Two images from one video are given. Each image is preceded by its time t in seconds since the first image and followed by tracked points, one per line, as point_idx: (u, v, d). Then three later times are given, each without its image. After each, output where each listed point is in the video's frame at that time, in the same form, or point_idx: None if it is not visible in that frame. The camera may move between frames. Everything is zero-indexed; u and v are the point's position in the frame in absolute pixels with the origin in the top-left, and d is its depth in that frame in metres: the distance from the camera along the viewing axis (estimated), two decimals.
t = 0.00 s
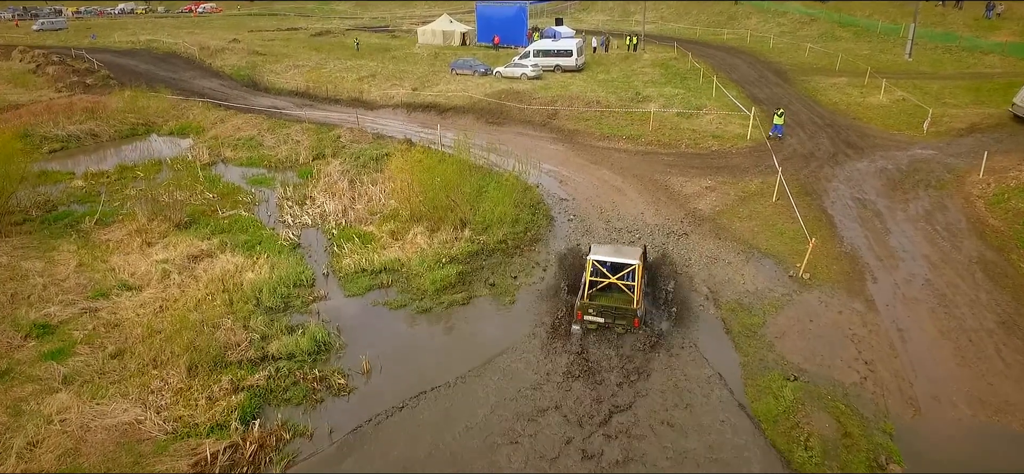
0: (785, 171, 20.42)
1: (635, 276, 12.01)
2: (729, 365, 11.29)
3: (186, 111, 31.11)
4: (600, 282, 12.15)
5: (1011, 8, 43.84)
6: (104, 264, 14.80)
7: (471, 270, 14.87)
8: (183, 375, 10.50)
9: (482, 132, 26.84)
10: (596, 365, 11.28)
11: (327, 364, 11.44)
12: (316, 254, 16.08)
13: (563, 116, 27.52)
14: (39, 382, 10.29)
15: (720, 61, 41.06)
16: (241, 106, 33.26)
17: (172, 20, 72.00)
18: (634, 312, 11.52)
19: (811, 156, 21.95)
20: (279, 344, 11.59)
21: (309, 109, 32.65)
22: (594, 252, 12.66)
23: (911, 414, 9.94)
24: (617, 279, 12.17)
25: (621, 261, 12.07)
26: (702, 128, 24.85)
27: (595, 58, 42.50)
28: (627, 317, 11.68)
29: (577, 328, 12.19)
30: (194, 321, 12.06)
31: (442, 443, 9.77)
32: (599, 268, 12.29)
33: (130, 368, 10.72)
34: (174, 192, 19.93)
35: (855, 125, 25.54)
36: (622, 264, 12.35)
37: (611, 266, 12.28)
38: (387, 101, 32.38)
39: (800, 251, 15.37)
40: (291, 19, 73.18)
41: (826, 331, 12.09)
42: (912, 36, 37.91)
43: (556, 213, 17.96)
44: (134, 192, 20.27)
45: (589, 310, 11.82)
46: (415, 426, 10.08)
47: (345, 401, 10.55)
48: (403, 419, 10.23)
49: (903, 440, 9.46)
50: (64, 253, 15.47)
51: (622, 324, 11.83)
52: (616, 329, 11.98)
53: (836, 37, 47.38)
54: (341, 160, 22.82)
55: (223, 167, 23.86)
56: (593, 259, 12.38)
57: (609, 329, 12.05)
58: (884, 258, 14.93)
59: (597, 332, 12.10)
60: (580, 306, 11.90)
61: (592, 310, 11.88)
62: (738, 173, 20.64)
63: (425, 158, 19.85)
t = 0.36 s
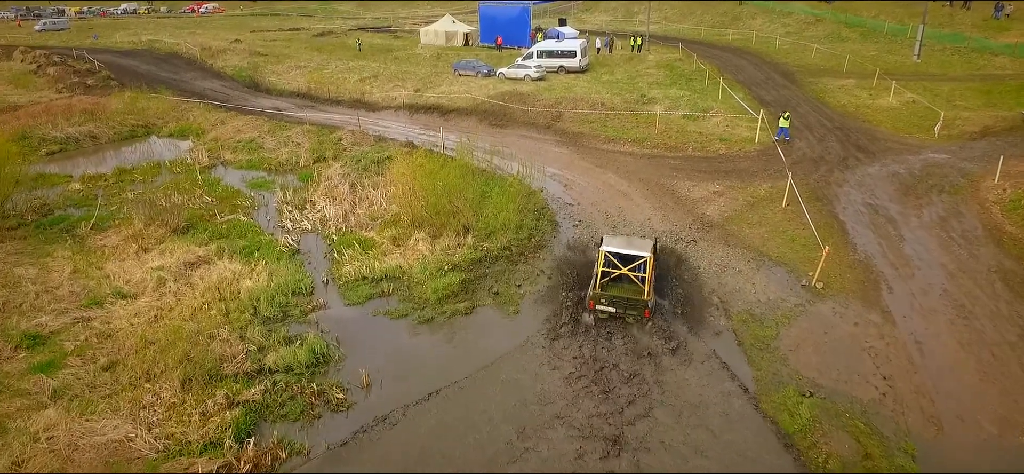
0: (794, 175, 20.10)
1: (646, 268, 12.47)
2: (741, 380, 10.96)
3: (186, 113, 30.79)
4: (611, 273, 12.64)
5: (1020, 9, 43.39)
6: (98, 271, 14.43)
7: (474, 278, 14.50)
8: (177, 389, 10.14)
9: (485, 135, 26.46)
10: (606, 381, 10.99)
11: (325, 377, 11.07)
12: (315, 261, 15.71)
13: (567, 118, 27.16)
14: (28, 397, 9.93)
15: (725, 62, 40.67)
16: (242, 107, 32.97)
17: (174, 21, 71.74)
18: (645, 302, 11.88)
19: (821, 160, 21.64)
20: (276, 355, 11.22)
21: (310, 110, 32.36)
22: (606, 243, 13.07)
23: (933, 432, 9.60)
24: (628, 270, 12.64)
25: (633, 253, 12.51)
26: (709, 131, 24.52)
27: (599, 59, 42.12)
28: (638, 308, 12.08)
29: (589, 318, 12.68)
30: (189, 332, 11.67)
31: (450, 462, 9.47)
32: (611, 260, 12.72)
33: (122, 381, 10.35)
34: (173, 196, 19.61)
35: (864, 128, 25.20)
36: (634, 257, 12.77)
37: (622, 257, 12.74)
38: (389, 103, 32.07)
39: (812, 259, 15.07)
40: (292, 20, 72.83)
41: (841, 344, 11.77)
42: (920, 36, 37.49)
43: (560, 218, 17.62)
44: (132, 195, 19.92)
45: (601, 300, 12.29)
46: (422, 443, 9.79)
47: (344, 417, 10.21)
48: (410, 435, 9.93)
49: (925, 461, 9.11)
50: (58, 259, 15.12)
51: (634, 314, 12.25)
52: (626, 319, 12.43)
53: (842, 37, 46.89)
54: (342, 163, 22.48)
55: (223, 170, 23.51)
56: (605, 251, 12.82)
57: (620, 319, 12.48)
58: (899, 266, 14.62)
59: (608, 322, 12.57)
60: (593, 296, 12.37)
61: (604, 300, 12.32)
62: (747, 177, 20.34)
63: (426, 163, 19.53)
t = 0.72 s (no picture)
0: (811, 181, 19.65)
1: (660, 256, 12.86)
2: (761, 401, 10.55)
3: (193, 114, 30.62)
4: (626, 262, 13.00)
5: None
6: (100, 276, 14.15)
7: (482, 287, 14.10)
8: (176, 402, 9.81)
9: (493, 137, 26.08)
10: (620, 397, 10.75)
11: (328, 390, 10.73)
12: (321, 268, 15.35)
13: (577, 120, 26.76)
14: (23, 410, 9.63)
15: (737, 64, 40.13)
16: (250, 108, 32.81)
17: (184, 21, 71.84)
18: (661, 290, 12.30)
19: (838, 165, 21.22)
20: (279, 367, 10.90)
21: (318, 111, 32.12)
22: (621, 234, 13.40)
23: (966, 457, 9.18)
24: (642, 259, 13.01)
25: (648, 243, 12.87)
26: (722, 134, 24.13)
27: (609, 60, 41.66)
28: (654, 296, 12.47)
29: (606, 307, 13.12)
30: (189, 342, 11.36)
31: None
32: (626, 250, 13.07)
33: (120, 394, 10.03)
34: (178, 199, 19.35)
35: (882, 132, 24.70)
36: (648, 246, 13.13)
37: (637, 247, 13.10)
38: (397, 104, 31.80)
39: (832, 268, 14.64)
40: (301, 20, 72.73)
41: (866, 361, 11.33)
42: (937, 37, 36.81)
43: (570, 223, 17.25)
44: (137, 198, 19.68)
45: (617, 289, 12.66)
46: (432, 460, 9.46)
47: (347, 433, 9.87)
48: (420, 452, 9.60)
49: None
50: (60, 264, 14.86)
51: (650, 302, 12.65)
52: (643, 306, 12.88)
53: (857, 38, 46.14)
54: (349, 165, 22.19)
55: (229, 172, 23.29)
56: (620, 241, 13.13)
57: (636, 307, 12.91)
58: (923, 276, 14.17)
59: (625, 311, 13.03)
60: (610, 286, 12.74)
61: (621, 289, 12.70)
62: (762, 182, 19.99)
63: (434, 166, 19.21)
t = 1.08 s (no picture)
0: (829, 186, 19.14)
1: (675, 246, 13.01)
2: (782, 420, 10.10)
3: (202, 114, 30.48)
4: (642, 252, 13.12)
5: None
6: (102, 282, 13.89)
7: (491, 296, 13.70)
8: (174, 416, 9.48)
9: (503, 139, 25.67)
10: (634, 412, 10.43)
11: (332, 404, 10.40)
12: (327, 274, 14.98)
13: (588, 122, 26.33)
14: (18, 424, 9.34)
15: (751, 65, 39.52)
16: (258, 109, 32.66)
17: (195, 20, 71.97)
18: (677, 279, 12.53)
19: (857, 170, 20.71)
20: (282, 380, 10.57)
21: (326, 112, 31.90)
22: (635, 223, 13.53)
23: None
24: (658, 248, 13.16)
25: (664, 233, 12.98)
26: (738, 137, 23.96)
27: (620, 60, 41.17)
28: (671, 284, 12.72)
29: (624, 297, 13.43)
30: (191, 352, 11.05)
31: None
32: (641, 240, 13.17)
33: (117, 407, 9.72)
34: (184, 202, 19.12)
35: (901, 136, 24.11)
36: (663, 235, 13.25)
37: (652, 236, 13.22)
38: (405, 105, 31.51)
39: (853, 278, 14.17)
40: (311, 19, 72.67)
41: (892, 378, 10.86)
42: (957, 38, 36.03)
43: (581, 229, 16.83)
44: (143, 201, 19.47)
45: (635, 278, 12.90)
46: None
47: (351, 449, 9.54)
48: (429, 465, 9.34)
49: None
50: (62, 268, 14.60)
51: (666, 290, 12.90)
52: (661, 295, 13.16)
53: (872, 39, 45.30)
54: (357, 168, 21.90)
55: (236, 174, 23.06)
56: (635, 232, 13.22)
57: (653, 295, 13.19)
58: (949, 287, 13.66)
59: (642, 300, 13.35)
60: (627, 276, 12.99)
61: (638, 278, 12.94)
62: (778, 187, 19.59)
63: (443, 171, 18.87)
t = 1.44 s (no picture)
0: (851, 192, 18.57)
1: (690, 232, 13.29)
2: (806, 443, 9.60)
3: (211, 115, 30.32)
4: (658, 239, 13.48)
5: None
6: (105, 287, 13.63)
7: (501, 306, 13.28)
8: (173, 431, 9.18)
9: (514, 142, 25.25)
10: (650, 429, 10.00)
11: (336, 419, 10.04)
12: (333, 282, 14.60)
13: (601, 125, 25.85)
14: (13, 438, 9.06)
15: (767, 66, 38.83)
16: (269, 109, 32.55)
17: (207, 20, 72.18)
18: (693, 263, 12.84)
19: (879, 176, 20.09)
20: (284, 394, 10.23)
21: (336, 113, 31.67)
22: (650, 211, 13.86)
23: None
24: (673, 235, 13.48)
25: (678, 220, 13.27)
26: (754, 141, 23.39)
27: (633, 61, 40.60)
28: (687, 268, 13.05)
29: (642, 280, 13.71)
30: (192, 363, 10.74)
31: None
32: (656, 227, 13.53)
33: (115, 421, 9.41)
34: (191, 205, 18.90)
35: (924, 140, 23.43)
36: (678, 222, 13.50)
37: (667, 224, 13.53)
38: (416, 105, 31.21)
39: (878, 290, 13.63)
40: (323, 19, 72.60)
41: (923, 399, 10.32)
42: (980, 39, 35.15)
43: (595, 236, 16.40)
44: (150, 203, 19.25)
45: (651, 262, 13.22)
46: None
47: (354, 467, 9.17)
48: None
49: None
50: (66, 273, 14.38)
51: (683, 274, 13.19)
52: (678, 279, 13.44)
53: (891, 40, 44.39)
54: (366, 170, 21.59)
55: (244, 176, 22.84)
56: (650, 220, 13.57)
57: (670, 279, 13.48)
58: (981, 300, 13.08)
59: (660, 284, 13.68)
60: (643, 261, 13.31)
61: (655, 262, 13.26)
62: (798, 193, 19.08)
63: (453, 175, 18.53)
